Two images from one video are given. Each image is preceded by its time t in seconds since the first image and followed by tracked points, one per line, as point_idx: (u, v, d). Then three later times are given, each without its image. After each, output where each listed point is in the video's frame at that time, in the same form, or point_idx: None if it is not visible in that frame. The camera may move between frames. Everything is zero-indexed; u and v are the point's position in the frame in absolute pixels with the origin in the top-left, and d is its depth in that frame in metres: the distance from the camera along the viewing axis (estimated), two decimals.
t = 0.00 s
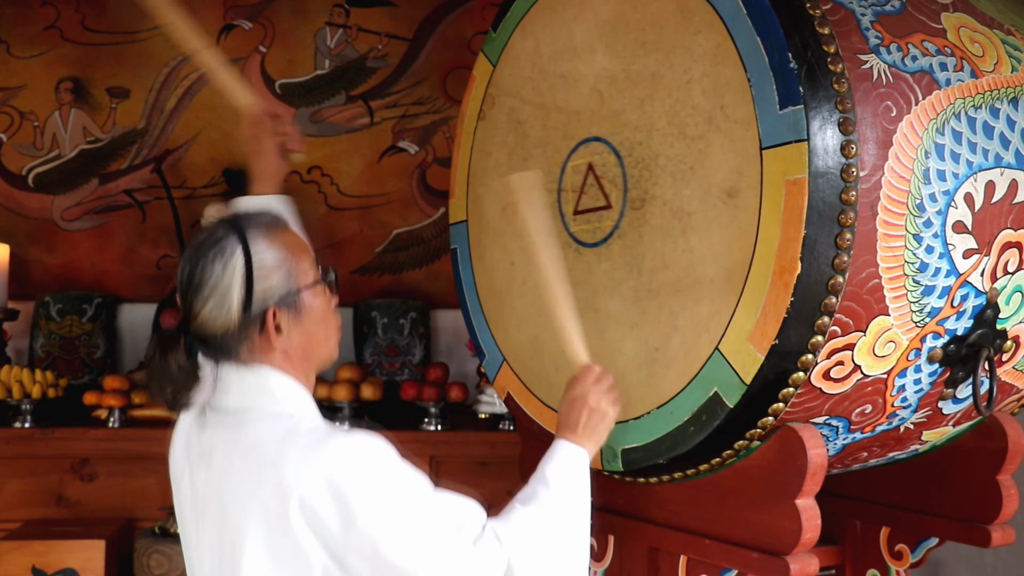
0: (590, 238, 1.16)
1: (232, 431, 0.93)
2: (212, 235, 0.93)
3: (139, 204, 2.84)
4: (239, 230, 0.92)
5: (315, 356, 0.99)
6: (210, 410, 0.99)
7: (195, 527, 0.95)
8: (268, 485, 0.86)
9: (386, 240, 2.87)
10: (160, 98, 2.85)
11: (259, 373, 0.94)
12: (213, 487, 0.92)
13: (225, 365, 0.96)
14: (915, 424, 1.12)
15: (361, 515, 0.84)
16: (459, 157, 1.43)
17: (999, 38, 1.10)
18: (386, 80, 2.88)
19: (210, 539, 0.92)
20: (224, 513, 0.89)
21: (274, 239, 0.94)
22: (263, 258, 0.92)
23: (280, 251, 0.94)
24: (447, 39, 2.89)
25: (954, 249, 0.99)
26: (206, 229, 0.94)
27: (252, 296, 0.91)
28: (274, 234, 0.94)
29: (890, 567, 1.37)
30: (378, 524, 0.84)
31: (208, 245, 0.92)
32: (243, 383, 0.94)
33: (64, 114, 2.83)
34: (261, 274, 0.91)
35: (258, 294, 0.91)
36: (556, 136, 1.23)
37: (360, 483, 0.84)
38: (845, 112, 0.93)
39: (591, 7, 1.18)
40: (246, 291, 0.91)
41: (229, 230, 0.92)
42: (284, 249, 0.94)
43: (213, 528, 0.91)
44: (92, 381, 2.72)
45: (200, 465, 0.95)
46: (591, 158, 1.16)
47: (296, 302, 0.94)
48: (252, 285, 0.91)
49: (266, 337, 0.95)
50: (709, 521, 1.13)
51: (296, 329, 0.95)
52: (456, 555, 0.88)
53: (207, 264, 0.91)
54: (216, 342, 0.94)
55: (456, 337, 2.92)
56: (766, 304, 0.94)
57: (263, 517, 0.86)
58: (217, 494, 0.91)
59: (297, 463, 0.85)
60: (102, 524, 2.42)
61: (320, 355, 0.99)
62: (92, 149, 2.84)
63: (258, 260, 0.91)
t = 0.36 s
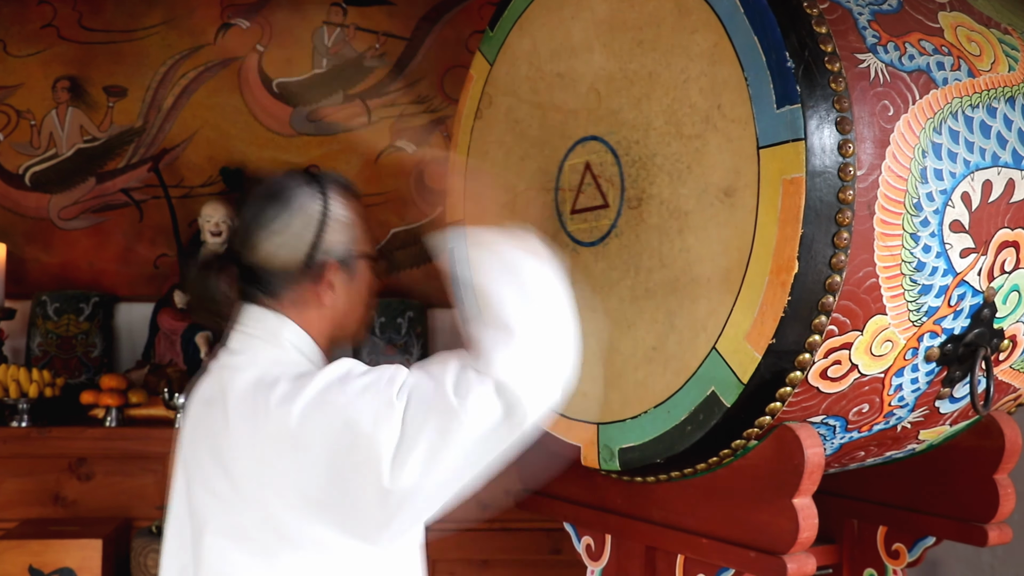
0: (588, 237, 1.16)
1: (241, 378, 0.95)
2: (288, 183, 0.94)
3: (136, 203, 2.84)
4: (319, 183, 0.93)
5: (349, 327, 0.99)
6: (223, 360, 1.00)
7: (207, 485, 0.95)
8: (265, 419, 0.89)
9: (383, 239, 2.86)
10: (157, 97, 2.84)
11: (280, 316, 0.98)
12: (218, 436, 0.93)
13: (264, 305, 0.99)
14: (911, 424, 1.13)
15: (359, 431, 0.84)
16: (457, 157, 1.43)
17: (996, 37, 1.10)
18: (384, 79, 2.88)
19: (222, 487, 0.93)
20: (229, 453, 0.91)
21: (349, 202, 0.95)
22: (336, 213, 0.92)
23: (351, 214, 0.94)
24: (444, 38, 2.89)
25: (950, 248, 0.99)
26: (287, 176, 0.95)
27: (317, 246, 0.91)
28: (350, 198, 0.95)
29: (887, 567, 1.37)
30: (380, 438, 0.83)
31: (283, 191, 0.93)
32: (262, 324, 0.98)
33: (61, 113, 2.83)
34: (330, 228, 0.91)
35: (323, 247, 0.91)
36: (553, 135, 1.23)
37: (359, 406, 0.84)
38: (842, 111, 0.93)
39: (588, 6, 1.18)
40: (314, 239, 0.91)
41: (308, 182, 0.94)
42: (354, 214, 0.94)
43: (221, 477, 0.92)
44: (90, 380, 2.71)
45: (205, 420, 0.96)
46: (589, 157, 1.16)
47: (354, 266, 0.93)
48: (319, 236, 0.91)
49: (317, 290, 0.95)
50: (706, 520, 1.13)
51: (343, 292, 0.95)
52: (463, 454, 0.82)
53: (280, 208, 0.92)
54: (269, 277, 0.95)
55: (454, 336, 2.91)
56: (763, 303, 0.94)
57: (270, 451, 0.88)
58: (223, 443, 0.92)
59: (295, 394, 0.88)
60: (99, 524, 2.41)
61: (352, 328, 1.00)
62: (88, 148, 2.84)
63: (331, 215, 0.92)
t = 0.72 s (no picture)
0: (587, 237, 1.16)
1: (259, 427, 0.89)
2: (249, 226, 0.87)
3: (135, 202, 2.84)
4: (281, 221, 0.86)
5: (348, 352, 0.92)
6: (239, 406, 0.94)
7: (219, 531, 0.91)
8: (290, 488, 0.82)
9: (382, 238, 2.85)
10: (156, 96, 2.84)
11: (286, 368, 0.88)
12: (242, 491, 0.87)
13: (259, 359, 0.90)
14: (911, 423, 1.12)
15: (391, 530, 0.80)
16: (456, 155, 1.43)
17: (995, 36, 1.10)
18: (383, 79, 2.88)
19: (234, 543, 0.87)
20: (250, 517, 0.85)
21: (318, 231, 0.89)
22: (303, 251, 0.87)
23: (321, 241, 0.89)
24: (443, 37, 2.89)
25: (950, 248, 0.99)
26: (246, 219, 0.88)
27: (291, 288, 0.85)
28: (318, 227, 0.89)
29: (886, 566, 1.37)
30: (404, 536, 0.80)
31: (249, 236, 0.86)
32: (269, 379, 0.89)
33: (60, 112, 2.83)
34: (303, 268, 0.86)
35: (297, 288, 0.86)
36: (552, 134, 1.23)
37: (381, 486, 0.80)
38: (842, 111, 0.93)
39: (587, 5, 1.18)
40: (286, 283, 0.85)
41: (269, 221, 0.87)
42: (327, 239, 0.89)
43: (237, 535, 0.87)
44: (88, 379, 2.72)
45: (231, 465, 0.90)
46: (588, 156, 1.16)
47: (335, 296, 0.88)
48: (292, 277, 0.85)
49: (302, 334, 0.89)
50: (706, 520, 1.13)
51: (331, 325, 0.89)
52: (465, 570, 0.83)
53: (245, 256, 0.86)
54: (253, 336, 0.88)
55: (453, 336, 2.91)
56: (763, 303, 0.94)
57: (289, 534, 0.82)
58: (242, 502, 0.87)
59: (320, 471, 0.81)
60: (98, 522, 2.41)
61: (351, 350, 0.93)
62: (88, 147, 2.84)
63: (300, 252, 0.86)
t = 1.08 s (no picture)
0: (586, 236, 1.16)
1: (240, 375, 0.94)
2: (287, 174, 0.94)
3: (134, 200, 2.84)
4: (318, 175, 0.93)
5: (352, 321, 1.00)
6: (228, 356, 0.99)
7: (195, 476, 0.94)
8: (269, 430, 0.87)
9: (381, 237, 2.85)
10: (155, 95, 2.84)
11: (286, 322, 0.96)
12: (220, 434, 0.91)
13: (267, 304, 0.98)
14: (910, 422, 1.12)
15: (371, 471, 0.84)
16: (456, 154, 1.43)
17: (994, 37, 1.10)
18: (382, 78, 2.88)
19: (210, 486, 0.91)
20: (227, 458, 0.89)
21: (349, 194, 0.96)
22: (336, 209, 0.94)
23: (351, 206, 0.96)
24: (442, 37, 2.89)
25: (949, 248, 0.99)
26: (282, 166, 0.94)
27: (318, 242, 0.92)
28: (349, 189, 0.96)
29: (885, 566, 1.37)
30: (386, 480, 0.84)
31: (284, 184, 0.93)
32: (267, 324, 0.97)
33: (59, 110, 2.83)
34: (331, 224, 0.93)
35: (323, 242, 0.93)
36: (552, 134, 1.23)
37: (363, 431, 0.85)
38: (841, 111, 0.93)
39: (587, 5, 1.18)
40: (314, 235, 0.92)
41: (306, 173, 0.94)
42: (356, 206, 0.96)
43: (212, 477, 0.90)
44: (87, 377, 2.72)
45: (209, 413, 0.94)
46: (588, 156, 1.16)
47: (355, 260, 0.95)
48: (320, 231, 0.92)
49: (318, 288, 0.96)
50: (705, 519, 1.13)
51: (345, 288, 0.97)
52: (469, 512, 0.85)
53: (278, 203, 0.92)
54: (272, 276, 0.95)
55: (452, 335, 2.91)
56: (762, 302, 0.94)
57: (272, 474, 0.86)
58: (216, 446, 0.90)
59: (304, 415, 0.86)
60: (96, 521, 2.41)
61: (355, 319, 1.00)
62: (87, 146, 2.84)
63: (332, 209, 0.93)
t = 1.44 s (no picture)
0: (586, 236, 1.16)
1: (236, 366, 0.96)
2: (297, 163, 0.97)
3: (133, 200, 2.83)
4: (329, 168, 0.96)
5: (342, 320, 1.03)
6: (220, 349, 1.01)
7: (190, 466, 0.95)
8: (271, 419, 0.89)
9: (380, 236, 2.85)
10: (153, 95, 2.84)
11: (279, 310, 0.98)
12: (218, 424, 0.92)
13: (263, 290, 1.00)
14: (909, 423, 1.12)
15: (370, 461, 0.86)
16: (455, 154, 1.43)
17: (993, 37, 1.10)
18: (381, 78, 2.88)
19: (207, 476, 0.92)
20: (226, 449, 0.91)
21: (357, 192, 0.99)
22: (341, 203, 0.97)
23: (357, 205, 0.99)
24: (441, 37, 2.89)
25: (949, 248, 0.99)
26: (294, 155, 0.97)
27: (317, 232, 0.95)
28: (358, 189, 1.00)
29: (884, 566, 1.37)
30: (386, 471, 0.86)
31: (295, 171, 0.95)
32: (261, 314, 0.99)
33: (57, 110, 2.82)
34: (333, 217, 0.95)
35: (322, 233, 0.96)
36: (551, 134, 1.23)
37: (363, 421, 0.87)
38: (841, 111, 0.93)
39: (587, 5, 1.18)
40: (315, 224, 0.95)
41: (317, 165, 0.97)
42: (361, 205, 0.99)
43: (210, 466, 0.92)
44: (85, 377, 2.73)
45: (203, 406, 0.96)
46: (587, 156, 1.16)
47: (351, 257, 0.98)
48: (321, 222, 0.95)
49: (310, 279, 0.99)
50: (704, 519, 1.13)
51: (337, 284, 1.00)
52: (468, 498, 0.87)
53: (285, 189, 0.95)
54: (268, 259, 0.97)
55: (450, 335, 2.91)
56: (762, 302, 0.94)
57: (274, 463, 0.88)
58: (213, 436, 0.92)
59: (305, 404, 0.88)
60: (95, 521, 2.41)
61: (345, 318, 1.03)
62: (85, 145, 2.83)
63: (335, 202, 0.96)
